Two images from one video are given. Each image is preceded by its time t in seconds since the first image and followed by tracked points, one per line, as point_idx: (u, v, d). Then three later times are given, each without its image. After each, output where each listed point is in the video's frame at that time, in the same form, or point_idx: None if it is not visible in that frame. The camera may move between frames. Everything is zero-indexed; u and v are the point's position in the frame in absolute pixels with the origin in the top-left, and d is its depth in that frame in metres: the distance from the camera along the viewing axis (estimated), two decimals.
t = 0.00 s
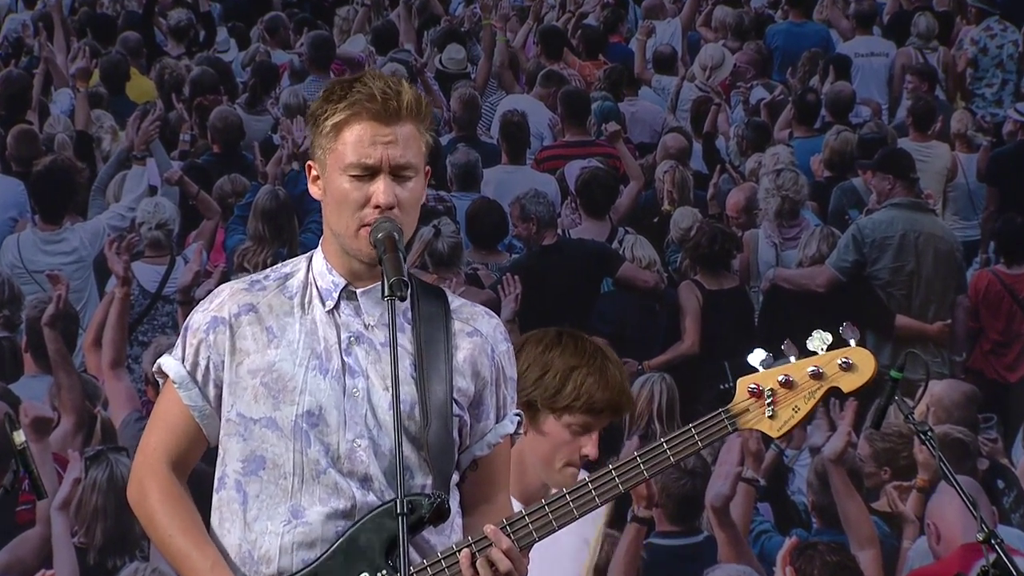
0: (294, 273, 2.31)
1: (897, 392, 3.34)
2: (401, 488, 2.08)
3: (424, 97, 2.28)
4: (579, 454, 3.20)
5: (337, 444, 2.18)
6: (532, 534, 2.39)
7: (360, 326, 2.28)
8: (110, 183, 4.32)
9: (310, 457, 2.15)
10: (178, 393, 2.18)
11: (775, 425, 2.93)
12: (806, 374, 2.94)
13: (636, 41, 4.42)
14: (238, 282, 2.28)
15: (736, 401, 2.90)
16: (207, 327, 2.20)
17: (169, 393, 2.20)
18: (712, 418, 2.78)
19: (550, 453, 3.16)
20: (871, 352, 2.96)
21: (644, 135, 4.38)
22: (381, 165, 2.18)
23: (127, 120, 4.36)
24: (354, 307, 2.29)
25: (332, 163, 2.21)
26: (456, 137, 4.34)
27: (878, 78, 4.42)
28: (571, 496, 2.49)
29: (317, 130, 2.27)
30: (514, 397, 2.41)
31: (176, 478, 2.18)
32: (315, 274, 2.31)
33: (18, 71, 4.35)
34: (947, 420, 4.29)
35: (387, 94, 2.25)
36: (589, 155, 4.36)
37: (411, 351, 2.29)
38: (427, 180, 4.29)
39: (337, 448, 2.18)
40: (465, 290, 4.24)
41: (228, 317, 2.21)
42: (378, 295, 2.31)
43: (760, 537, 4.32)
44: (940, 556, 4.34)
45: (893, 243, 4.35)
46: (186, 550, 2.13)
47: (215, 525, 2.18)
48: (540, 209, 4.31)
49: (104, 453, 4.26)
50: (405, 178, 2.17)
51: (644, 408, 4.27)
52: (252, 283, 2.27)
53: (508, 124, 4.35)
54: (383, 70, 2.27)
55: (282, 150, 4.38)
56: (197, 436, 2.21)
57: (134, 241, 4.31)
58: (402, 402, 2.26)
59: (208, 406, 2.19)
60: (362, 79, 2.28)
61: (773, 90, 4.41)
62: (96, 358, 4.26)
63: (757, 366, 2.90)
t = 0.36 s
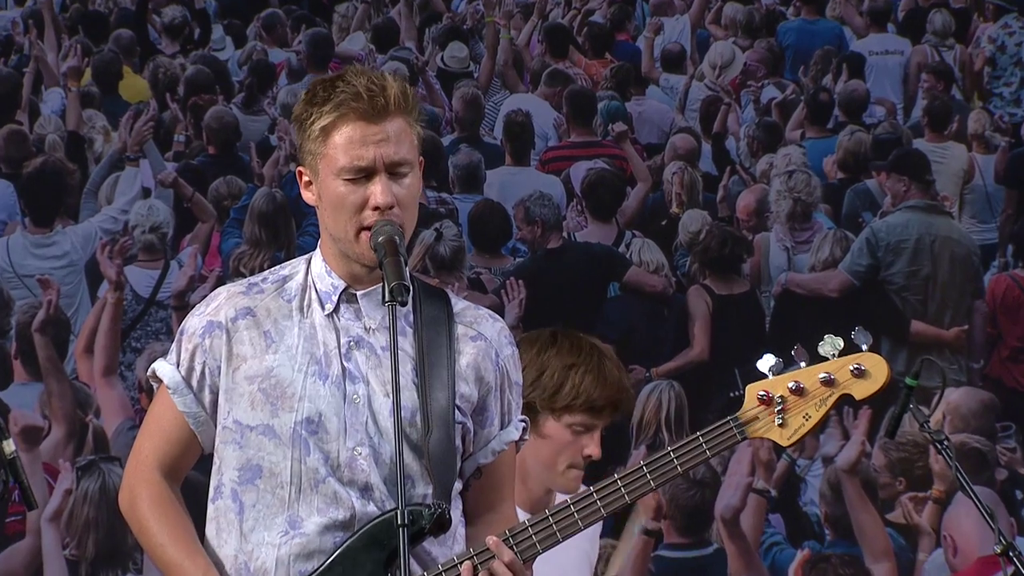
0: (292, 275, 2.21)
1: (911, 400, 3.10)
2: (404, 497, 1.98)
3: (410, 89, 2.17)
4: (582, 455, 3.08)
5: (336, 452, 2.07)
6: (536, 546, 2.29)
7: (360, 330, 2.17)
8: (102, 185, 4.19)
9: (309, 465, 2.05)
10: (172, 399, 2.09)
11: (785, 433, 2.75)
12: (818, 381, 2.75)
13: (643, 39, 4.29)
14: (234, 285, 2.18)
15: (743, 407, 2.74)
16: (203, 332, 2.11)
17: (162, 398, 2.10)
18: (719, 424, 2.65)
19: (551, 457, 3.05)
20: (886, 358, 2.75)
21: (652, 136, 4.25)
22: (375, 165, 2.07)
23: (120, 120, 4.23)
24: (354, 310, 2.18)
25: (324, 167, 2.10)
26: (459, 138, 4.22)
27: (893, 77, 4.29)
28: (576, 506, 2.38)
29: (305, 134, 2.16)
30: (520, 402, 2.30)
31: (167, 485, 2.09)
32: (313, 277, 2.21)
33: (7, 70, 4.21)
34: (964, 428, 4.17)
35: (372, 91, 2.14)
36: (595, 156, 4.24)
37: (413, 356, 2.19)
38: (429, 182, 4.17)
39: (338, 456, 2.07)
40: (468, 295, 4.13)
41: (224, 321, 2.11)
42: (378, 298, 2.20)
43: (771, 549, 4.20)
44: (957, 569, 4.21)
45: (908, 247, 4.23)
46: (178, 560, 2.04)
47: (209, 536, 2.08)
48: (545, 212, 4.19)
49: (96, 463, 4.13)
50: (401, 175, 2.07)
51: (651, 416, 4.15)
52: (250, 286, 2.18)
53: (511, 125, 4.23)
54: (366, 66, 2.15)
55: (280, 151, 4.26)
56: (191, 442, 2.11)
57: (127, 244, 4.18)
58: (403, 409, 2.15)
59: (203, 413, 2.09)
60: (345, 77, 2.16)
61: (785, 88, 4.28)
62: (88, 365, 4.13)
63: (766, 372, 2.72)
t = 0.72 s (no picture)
0: (292, 288, 2.10)
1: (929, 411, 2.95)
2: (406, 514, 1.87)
3: (425, 97, 2.08)
4: (573, 469, 2.96)
5: (338, 468, 1.96)
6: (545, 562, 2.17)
7: (362, 344, 2.06)
8: (95, 189, 4.05)
9: (310, 481, 1.94)
10: (168, 415, 1.97)
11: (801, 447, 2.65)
12: (837, 393, 2.66)
13: (652, 38, 4.17)
14: (232, 298, 2.07)
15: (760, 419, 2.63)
16: (200, 345, 2.00)
17: (157, 414, 1.99)
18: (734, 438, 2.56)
19: (541, 468, 2.95)
20: (905, 370, 2.69)
21: (661, 138, 4.13)
22: (381, 171, 1.98)
23: (113, 122, 4.08)
24: (356, 324, 2.06)
25: (329, 169, 2.01)
26: (462, 140, 4.08)
27: (909, 77, 4.19)
28: (587, 521, 2.27)
29: (312, 134, 2.06)
30: (525, 417, 2.18)
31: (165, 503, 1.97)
32: (314, 289, 2.09)
33: None
34: (982, 440, 4.05)
35: (386, 96, 2.05)
36: (603, 159, 4.11)
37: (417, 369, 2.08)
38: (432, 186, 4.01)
39: (339, 472, 1.96)
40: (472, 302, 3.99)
41: (222, 335, 2.00)
42: (380, 312, 2.09)
43: (784, 564, 4.07)
44: None
45: (924, 252, 4.12)
46: None
47: (207, 556, 1.96)
48: (551, 217, 4.06)
49: (89, 475, 4.01)
50: (408, 184, 1.97)
51: (660, 427, 4.03)
52: (248, 298, 2.06)
53: (517, 127, 4.09)
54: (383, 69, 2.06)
55: (278, 154, 4.16)
56: (189, 460, 2.00)
57: (121, 250, 4.06)
58: (406, 424, 2.02)
59: (200, 428, 1.97)
60: (360, 80, 2.07)
61: (797, 90, 4.17)
62: (81, 375, 4.01)
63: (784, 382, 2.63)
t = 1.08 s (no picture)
0: (290, 285, 2.08)
1: (942, 417, 2.88)
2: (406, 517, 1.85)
3: (409, 87, 2.04)
4: (554, 465, 3.02)
5: (338, 471, 1.93)
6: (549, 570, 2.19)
7: (362, 343, 2.04)
8: (87, 188, 3.95)
9: (309, 484, 1.91)
10: (164, 415, 1.94)
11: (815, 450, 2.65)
12: (848, 395, 2.65)
13: (660, 33, 4.06)
14: (228, 295, 2.04)
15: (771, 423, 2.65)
16: (195, 344, 1.97)
17: (154, 415, 1.97)
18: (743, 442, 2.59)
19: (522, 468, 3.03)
20: (919, 371, 2.64)
21: (669, 136, 4.02)
22: (375, 169, 1.94)
23: (106, 120, 3.98)
24: (356, 322, 2.05)
25: (321, 173, 1.98)
26: (465, 138, 3.98)
27: (924, 74, 4.08)
28: (592, 529, 2.29)
29: (299, 138, 2.02)
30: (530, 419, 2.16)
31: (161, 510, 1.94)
32: (312, 287, 2.07)
33: None
34: (1000, 446, 3.94)
35: (369, 91, 2.01)
36: (609, 157, 4.00)
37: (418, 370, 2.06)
38: (432, 185, 3.93)
39: (340, 474, 1.93)
40: (474, 305, 3.90)
41: (218, 333, 1.97)
42: (379, 311, 2.07)
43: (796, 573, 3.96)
44: None
45: (939, 254, 4.01)
46: None
47: (203, 561, 1.94)
48: (556, 217, 3.96)
49: (81, 482, 3.90)
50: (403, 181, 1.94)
51: (668, 433, 3.93)
52: (245, 296, 2.04)
53: (521, 124, 3.99)
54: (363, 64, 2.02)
55: (275, 152, 4.04)
56: (185, 462, 1.97)
57: (114, 251, 3.95)
58: (408, 425, 2.00)
59: (197, 430, 1.95)
60: (340, 76, 2.03)
61: (809, 86, 4.05)
62: (73, 380, 3.90)
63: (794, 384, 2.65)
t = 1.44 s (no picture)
0: (290, 290, 1.98)
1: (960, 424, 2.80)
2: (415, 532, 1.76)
3: (415, 85, 1.97)
4: (573, 487, 2.93)
5: (343, 482, 1.84)
6: None
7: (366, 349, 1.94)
8: (79, 189, 3.84)
9: (312, 496, 1.82)
10: (162, 424, 1.85)
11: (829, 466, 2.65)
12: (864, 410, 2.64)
13: (668, 30, 3.95)
14: (226, 299, 1.95)
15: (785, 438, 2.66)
16: (194, 350, 1.88)
17: (151, 424, 1.87)
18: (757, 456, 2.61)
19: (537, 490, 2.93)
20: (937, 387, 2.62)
21: (677, 135, 3.92)
22: (377, 168, 1.87)
23: (98, 119, 3.87)
24: (358, 327, 1.95)
25: (322, 171, 1.90)
26: (467, 137, 3.88)
27: (940, 72, 3.95)
28: (599, 546, 2.24)
29: (300, 134, 1.95)
30: (536, 427, 2.04)
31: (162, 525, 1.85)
32: (312, 292, 1.96)
33: None
34: (1018, 455, 3.82)
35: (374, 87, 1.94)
36: (616, 157, 3.90)
37: (422, 378, 1.95)
38: (434, 186, 3.83)
39: (344, 486, 1.84)
40: (477, 309, 3.82)
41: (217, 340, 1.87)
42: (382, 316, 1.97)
43: None
44: None
45: (956, 256, 3.89)
46: None
47: None
48: (561, 218, 3.86)
49: (72, 492, 3.78)
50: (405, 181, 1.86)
51: (677, 440, 3.83)
52: (243, 301, 1.94)
53: (525, 123, 3.89)
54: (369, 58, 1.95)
55: (272, 152, 3.92)
56: (184, 472, 1.88)
57: (106, 254, 3.83)
58: (411, 436, 1.90)
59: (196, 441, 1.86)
60: (345, 71, 1.96)
61: (822, 84, 3.94)
62: (64, 386, 3.78)
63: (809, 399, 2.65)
